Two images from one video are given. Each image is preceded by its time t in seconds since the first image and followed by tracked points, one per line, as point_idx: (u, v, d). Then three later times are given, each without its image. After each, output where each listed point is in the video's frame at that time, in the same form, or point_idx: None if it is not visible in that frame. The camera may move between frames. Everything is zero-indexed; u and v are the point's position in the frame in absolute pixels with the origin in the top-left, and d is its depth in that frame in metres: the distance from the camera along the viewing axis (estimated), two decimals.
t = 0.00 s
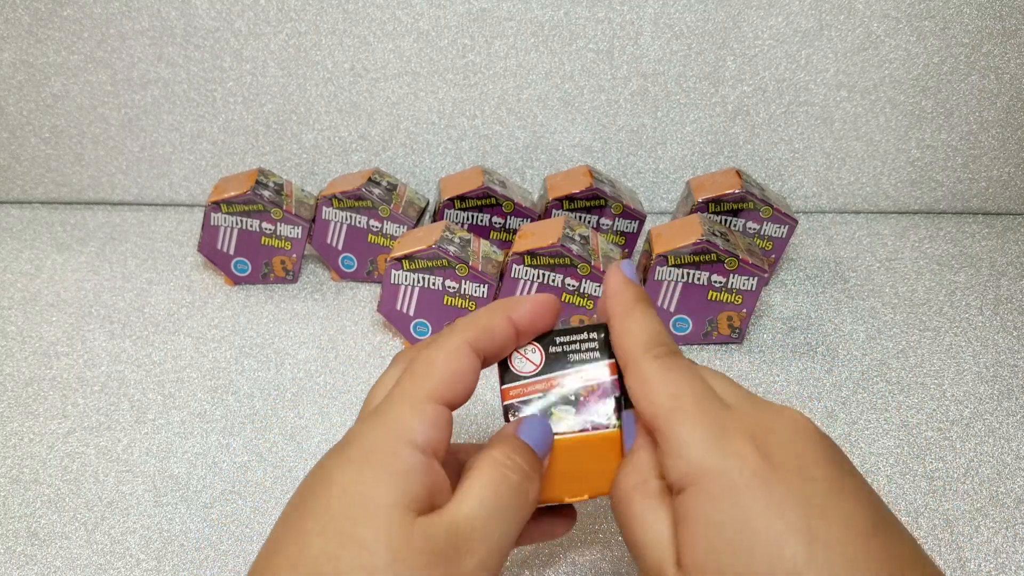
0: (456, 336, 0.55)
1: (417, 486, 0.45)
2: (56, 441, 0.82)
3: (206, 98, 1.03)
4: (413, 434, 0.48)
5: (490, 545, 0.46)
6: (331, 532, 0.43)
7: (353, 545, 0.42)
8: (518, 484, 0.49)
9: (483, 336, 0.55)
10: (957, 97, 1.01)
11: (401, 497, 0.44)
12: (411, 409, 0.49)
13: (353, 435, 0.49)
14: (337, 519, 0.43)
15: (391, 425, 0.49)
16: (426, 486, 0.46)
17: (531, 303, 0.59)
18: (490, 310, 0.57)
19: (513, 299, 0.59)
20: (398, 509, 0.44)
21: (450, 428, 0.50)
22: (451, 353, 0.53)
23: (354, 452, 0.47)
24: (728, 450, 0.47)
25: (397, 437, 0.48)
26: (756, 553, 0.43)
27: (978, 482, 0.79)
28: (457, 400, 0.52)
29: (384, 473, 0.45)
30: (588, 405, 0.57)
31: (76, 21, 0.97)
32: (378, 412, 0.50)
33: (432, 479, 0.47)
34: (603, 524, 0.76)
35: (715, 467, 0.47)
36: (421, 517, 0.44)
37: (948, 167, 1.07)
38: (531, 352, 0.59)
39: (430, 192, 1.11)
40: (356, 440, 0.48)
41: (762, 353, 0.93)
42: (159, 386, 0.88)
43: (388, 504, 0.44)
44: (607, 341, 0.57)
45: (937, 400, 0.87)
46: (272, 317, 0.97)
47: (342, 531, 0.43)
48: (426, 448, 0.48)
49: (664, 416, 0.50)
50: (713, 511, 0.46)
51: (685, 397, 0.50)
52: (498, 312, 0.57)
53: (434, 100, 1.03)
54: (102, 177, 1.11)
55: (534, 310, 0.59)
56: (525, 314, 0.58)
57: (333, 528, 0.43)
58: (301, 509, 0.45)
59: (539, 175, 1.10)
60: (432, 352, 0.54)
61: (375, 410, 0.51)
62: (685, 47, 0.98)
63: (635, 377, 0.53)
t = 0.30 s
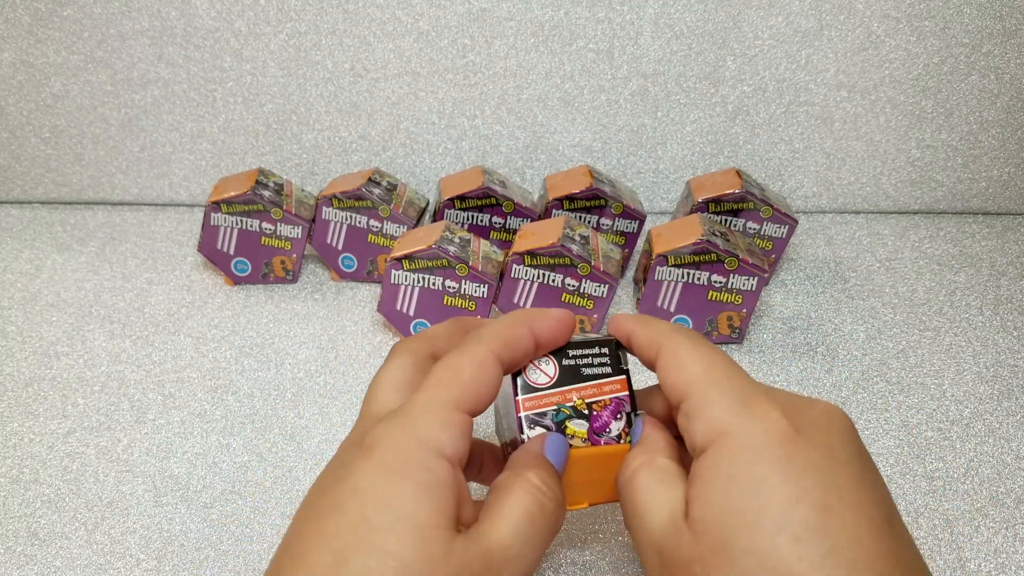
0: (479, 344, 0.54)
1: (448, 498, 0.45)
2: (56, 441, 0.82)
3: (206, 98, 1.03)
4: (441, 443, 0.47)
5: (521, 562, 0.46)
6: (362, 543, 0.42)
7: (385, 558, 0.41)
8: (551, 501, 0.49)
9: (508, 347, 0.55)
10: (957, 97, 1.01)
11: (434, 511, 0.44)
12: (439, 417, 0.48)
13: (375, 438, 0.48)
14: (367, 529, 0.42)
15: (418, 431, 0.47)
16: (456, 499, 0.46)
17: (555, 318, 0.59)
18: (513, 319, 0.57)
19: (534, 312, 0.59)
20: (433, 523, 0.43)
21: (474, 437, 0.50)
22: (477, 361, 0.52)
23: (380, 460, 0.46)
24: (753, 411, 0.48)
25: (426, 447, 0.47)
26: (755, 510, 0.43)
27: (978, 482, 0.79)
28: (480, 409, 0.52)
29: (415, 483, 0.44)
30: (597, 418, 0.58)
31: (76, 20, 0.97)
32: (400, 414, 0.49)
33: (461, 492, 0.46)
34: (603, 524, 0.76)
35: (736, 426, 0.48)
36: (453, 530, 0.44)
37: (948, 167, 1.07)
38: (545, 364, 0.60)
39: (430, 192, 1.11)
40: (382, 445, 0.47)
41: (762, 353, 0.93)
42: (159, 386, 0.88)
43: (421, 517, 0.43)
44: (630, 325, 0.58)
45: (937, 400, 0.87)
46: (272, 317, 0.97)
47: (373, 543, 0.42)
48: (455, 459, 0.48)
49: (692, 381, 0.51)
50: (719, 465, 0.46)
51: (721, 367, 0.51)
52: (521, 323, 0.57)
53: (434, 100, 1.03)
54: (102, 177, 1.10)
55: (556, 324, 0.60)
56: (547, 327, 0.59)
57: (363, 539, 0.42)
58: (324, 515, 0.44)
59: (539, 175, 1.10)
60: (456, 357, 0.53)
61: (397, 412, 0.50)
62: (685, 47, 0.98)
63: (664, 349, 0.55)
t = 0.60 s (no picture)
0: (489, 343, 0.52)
1: (444, 499, 0.44)
2: (56, 441, 0.83)
3: (206, 98, 1.03)
4: (440, 444, 0.47)
5: (516, 561, 0.46)
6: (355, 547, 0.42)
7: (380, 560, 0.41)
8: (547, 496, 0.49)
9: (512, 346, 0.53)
10: (957, 97, 1.01)
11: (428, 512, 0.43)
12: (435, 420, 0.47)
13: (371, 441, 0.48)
14: (364, 529, 0.42)
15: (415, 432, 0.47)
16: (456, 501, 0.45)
17: (567, 311, 0.57)
18: (529, 315, 0.55)
19: (548, 302, 0.57)
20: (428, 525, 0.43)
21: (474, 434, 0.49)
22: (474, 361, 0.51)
23: (377, 462, 0.46)
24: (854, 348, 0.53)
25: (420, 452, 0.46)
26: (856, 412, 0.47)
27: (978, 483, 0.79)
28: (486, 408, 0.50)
29: (410, 485, 0.44)
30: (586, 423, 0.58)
31: (76, 21, 0.97)
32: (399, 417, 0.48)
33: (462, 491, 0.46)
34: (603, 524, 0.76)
35: (841, 353, 0.52)
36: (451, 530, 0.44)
37: (948, 168, 1.07)
38: (552, 355, 0.59)
39: (430, 192, 1.11)
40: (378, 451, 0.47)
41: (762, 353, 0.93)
42: (159, 386, 0.88)
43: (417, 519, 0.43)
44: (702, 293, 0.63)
45: (937, 400, 0.87)
46: (272, 317, 0.97)
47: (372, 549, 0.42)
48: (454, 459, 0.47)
49: (780, 326, 0.56)
50: (833, 382, 0.50)
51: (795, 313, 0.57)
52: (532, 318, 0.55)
53: (434, 100, 1.03)
54: (102, 177, 1.11)
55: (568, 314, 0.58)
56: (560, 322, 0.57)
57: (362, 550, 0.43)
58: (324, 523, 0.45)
59: (539, 175, 1.10)
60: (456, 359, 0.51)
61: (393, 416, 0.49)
62: (685, 47, 0.98)
63: (749, 299, 0.59)
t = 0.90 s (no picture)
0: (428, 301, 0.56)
1: (362, 417, 0.48)
2: (56, 441, 0.82)
3: (206, 99, 1.03)
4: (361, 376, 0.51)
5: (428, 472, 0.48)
6: (274, 453, 0.45)
7: (296, 467, 0.44)
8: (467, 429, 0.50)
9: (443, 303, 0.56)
10: (956, 97, 1.01)
11: (346, 426, 0.47)
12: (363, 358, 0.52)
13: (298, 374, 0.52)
14: (276, 445, 0.46)
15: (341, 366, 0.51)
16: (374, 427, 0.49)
17: (518, 283, 0.60)
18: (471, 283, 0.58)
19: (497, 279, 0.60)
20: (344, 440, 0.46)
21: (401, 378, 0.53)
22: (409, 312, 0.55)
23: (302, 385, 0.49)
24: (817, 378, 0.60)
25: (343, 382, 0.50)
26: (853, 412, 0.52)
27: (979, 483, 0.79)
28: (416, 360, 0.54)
29: (328, 404, 0.48)
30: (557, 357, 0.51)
31: (77, 21, 0.97)
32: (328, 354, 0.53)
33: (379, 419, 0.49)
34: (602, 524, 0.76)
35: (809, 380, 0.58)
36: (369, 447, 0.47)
37: (948, 168, 1.07)
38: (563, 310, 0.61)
39: (430, 192, 1.11)
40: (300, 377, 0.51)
41: (762, 353, 0.93)
42: (159, 386, 0.88)
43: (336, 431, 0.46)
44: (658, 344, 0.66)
45: (937, 400, 0.87)
46: (271, 317, 0.97)
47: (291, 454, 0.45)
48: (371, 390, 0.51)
49: (744, 369, 0.61)
50: (817, 398, 0.55)
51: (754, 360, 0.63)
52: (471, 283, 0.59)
53: (434, 100, 1.03)
54: (102, 177, 1.10)
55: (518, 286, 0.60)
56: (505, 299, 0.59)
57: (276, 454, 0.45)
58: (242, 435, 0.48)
59: (539, 175, 1.09)
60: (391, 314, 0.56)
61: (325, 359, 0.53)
62: (685, 47, 0.98)
63: (704, 348, 0.64)
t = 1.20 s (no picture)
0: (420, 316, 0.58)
1: (371, 448, 0.47)
2: (55, 441, 0.83)
3: (206, 98, 1.03)
4: (365, 404, 0.50)
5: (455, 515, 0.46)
6: (281, 494, 0.44)
7: (306, 508, 0.43)
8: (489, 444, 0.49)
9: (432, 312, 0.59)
10: (957, 97, 1.01)
11: (355, 458, 0.46)
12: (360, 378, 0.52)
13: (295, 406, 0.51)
14: (281, 485, 0.45)
15: (339, 391, 0.50)
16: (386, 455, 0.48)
17: (515, 300, 0.60)
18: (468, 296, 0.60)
19: (498, 294, 0.60)
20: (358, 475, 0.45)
21: (404, 396, 0.53)
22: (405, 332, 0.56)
23: (301, 419, 0.48)
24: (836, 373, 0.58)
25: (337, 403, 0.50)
26: (867, 414, 0.51)
27: (979, 483, 0.79)
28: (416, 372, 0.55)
29: (336, 439, 0.47)
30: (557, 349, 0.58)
31: (76, 21, 0.97)
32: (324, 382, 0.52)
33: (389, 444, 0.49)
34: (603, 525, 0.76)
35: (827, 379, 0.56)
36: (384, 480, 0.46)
37: (948, 168, 1.07)
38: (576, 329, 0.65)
39: (430, 192, 1.11)
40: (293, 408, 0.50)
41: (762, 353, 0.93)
42: (159, 386, 0.88)
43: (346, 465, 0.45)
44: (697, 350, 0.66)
45: (937, 400, 0.87)
46: (271, 317, 0.97)
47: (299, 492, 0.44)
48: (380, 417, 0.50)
49: (767, 368, 0.60)
50: (831, 398, 0.53)
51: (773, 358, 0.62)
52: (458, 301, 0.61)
53: (434, 100, 1.03)
54: (102, 177, 1.10)
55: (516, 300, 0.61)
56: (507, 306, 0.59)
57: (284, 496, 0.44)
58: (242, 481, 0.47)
59: (539, 175, 1.09)
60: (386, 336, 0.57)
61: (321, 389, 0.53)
62: (685, 47, 0.98)
63: (739, 351, 0.63)
